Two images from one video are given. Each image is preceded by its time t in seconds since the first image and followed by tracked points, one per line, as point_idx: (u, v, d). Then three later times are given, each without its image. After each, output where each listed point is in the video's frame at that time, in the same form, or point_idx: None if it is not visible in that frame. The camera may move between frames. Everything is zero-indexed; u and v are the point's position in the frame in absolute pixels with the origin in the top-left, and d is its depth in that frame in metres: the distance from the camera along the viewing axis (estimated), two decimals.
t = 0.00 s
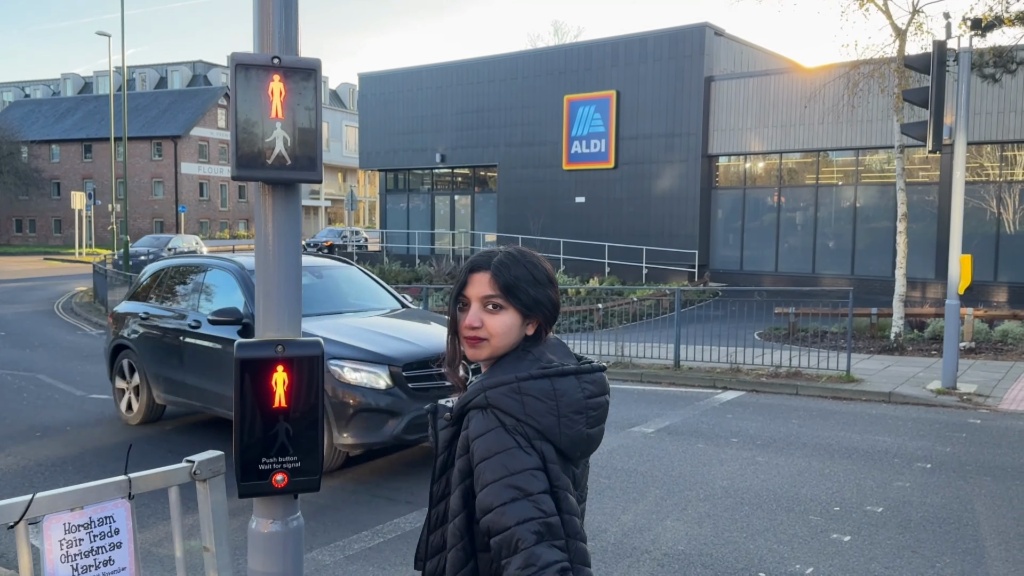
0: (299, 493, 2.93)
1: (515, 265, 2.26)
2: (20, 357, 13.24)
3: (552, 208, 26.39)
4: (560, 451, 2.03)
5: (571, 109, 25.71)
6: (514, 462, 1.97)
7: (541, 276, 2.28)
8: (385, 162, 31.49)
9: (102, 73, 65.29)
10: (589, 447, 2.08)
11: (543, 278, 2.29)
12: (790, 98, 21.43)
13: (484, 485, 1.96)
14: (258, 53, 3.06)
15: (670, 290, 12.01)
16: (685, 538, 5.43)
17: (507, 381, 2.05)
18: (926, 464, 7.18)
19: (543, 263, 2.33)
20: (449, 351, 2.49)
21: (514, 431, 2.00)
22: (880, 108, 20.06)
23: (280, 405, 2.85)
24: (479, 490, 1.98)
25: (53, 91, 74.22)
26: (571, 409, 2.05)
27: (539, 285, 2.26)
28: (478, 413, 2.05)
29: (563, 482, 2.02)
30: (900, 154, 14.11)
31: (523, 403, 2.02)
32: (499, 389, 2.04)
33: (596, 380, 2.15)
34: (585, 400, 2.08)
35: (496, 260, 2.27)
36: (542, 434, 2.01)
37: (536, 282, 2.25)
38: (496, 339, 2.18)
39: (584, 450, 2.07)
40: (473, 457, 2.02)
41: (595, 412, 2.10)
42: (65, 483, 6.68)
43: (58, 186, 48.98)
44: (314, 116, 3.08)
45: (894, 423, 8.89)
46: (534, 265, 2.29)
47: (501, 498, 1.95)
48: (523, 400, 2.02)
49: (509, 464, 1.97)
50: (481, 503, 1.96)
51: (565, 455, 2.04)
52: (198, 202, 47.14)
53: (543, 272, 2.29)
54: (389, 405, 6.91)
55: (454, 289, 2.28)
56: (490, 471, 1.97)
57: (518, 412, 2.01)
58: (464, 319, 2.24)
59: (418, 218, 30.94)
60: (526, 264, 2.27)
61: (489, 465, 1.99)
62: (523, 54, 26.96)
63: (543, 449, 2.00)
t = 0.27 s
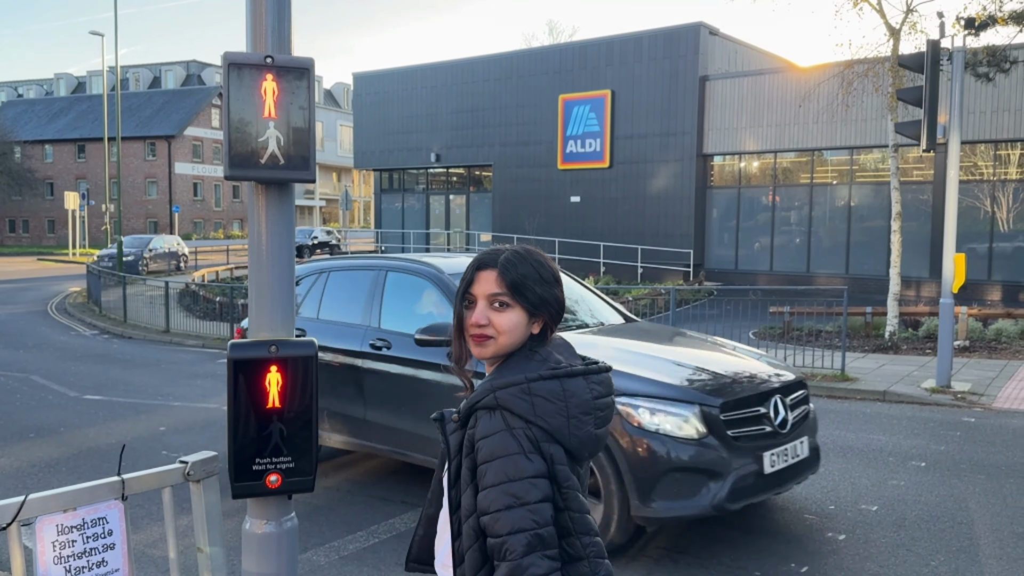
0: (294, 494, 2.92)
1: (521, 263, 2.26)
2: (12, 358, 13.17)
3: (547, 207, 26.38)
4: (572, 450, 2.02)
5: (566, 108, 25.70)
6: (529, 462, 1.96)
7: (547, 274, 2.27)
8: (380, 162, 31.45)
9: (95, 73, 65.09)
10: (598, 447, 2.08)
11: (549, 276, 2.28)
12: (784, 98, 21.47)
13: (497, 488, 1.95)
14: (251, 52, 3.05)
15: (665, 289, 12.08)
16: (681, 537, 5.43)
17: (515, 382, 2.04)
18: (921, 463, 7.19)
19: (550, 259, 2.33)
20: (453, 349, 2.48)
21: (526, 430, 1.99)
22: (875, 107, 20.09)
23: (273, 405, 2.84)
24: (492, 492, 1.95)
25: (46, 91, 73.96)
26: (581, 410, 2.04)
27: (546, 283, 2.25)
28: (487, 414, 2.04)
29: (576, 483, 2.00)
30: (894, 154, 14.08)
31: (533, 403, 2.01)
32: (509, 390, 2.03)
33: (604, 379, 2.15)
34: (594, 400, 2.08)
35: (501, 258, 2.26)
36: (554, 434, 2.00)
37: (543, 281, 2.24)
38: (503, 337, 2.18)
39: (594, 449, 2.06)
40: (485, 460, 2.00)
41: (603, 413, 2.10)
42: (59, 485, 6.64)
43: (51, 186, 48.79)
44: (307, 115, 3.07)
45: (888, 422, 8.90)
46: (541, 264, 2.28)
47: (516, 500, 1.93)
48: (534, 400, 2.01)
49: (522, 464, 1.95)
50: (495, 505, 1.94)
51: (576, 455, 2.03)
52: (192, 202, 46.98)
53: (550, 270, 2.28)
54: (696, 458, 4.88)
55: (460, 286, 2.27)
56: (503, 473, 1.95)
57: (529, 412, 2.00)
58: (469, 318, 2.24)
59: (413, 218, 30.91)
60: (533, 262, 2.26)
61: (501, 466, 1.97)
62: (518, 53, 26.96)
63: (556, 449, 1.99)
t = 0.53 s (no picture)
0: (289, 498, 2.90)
1: (522, 262, 2.24)
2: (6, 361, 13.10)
3: (543, 208, 26.37)
4: (570, 461, 2.01)
5: (562, 109, 25.71)
6: (525, 469, 1.95)
7: (549, 274, 2.25)
8: (376, 163, 31.42)
9: (91, 75, 64.99)
10: (596, 458, 2.07)
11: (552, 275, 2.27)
12: (780, 99, 21.51)
13: (489, 493, 1.93)
14: (246, 54, 3.03)
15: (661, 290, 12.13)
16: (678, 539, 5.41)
17: (521, 386, 2.02)
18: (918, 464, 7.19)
19: (550, 260, 2.31)
20: (453, 350, 2.47)
21: (524, 439, 1.97)
22: (870, 107, 20.11)
23: (267, 409, 2.82)
24: (483, 496, 1.94)
25: (41, 93, 73.83)
26: (582, 418, 2.04)
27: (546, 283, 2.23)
28: (487, 418, 2.02)
29: (570, 492, 2.00)
30: (890, 154, 14.14)
31: (535, 410, 2.00)
32: (511, 395, 2.01)
33: (606, 391, 2.14)
34: (595, 410, 2.08)
35: (500, 260, 2.24)
36: (554, 442, 1.99)
37: (543, 282, 2.23)
38: (503, 337, 2.17)
39: (591, 460, 2.06)
40: (479, 463, 1.99)
41: (603, 424, 2.10)
42: (53, 488, 6.60)
43: (46, 188, 48.64)
44: (301, 116, 3.05)
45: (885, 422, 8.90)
46: (544, 264, 2.26)
47: (507, 506, 1.92)
48: (536, 407, 2.00)
49: (518, 472, 1.95)
50: (486, 510, 1.93)
51: (573, 463, 2.02)
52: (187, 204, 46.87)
53: (552, 271, 2.26)
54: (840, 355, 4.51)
55: (460, 286, 2.26)
56: (498, 479, 1.94)
57: (530, 419, 1.98)
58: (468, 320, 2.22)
59: (409, 219, 30.86)
60: (534, 263, 2.24)
61: (495, 471, 1.96)
62: (513, 55, 26.97)
63: (553, 457, 1.99)
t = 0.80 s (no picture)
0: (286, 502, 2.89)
1: (517, 267, 2.23)
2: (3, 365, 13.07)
3: (541, 211, 26.38)
4: (561, 467, 2.01)
5: (560, 112, 25.72)
6: (515, 474, 1.95)
7: (545, 278, 2.25)
8: (373, 166, 31.41)
9: (87, 78, 64.94)
10: (588, 464, 2.07)
11: (547, 281, 2.26)
12: (776, 102, 21.53)
13: (477, 496, 1.94)
14: (243, 58, 3.03)
15: (659, 293, 12.11)
16: (675, 542, 5.41)
17: (513, 391, 2.01)
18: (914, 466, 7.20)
19: (546, 265, 2.31)
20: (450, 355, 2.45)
21: (513, 443, 1.97)
22: (868, 110, 20.13)
23: (264, 414, 2.81)
24: (473, 500, 1.94)
25: (37, 96, 73.77)
26: (573, 424, 2.03)
27: (542, 287, 2.23)
28: (479, 420, 2.01)
29: (560, 498, 2.00)
30: (886, 157, 14.13)
31: (527, 414, 1.99)
32: (503, 399, 2.00)
33: (601, 396, 2.13)
34: (588, 415, 2.07)
35: (494, 264, 2.24)
36: (546, 448, 1.98)
37: (539, 286, 2.23)
38: (496, 340, 2.16)
39: (583, 466, 2.05)
40: (470, 465, 1.98)
41: (596, 430, 2.09)
42: (50, 493, 6.58)
43: (43, 191, 48.56)
44: (299, 120, 3.05)
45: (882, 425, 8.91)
46: (539, 269, 2.26)
47: (496, 510, 1.92)
48: (527, 411, 1.99)
49: (508, 477, 1.94)
50: (475, 514, 1.93)
51: (564, 469, 2.02)
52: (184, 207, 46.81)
53: (547, 276, 2.26)
54: None
55: (457, 290, 2.26)
56: (487, 483, 1.94)
57: (521, 423, 1.97)
58: (464, 326, 2.21)
59: (407, 222, 30.85)
60: (529, 268, 2.24)
61: (485, 476, 1.96)
62: (511, 58, 26.98)
63: (542, 462, 1.98)
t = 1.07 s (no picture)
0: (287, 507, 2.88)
1: (486, 270, 2.19)
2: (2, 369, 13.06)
3: (541, 215, 26.38)
4: (545, 481, 2.00)
5: (560, 116, 25.73)
6: (498, 484, 1.95)
7: (514, 281, 2.16)
8: (373, 170, 31.43)
9: (87, 82, 65.00)
10: (575, 476, 2.05)
11: (517, 283, 2.16)
12: (776, 105, 21.56)
13: (463, 505, 1.95)
14: (244, 62, 3.03)
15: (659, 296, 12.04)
16: (676, 546, 5.40)
17: (497, 399, 2.00)
18: (916, 470, 7.19)
19: (524, 265, 2.20)
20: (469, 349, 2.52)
21: (496, 452, 1.96)
22: (867, 114, 20.13)
23: (265, 419, 2.80)
24: (457, 508, 1.95)
25: (38, 100, 73.88)
26: (559, 436, 2.01)
27: (506, 291, 2.15)
28: (464, 427, 2.01)
29: (545, 511, 1.99)
30: (886, 161, 14.07)
31: (510, 424, 1.97)
32: (487, 407, 1.99)
33: (591, 408, 2.09)
34: (575, 428, 2.04)
35: (470, 267, 2.24)
36: (529, 459, 1.97)
37: (503, 291, 2.15)
38: (463, 344, 2.19)
39: (569, 478, 2.03)
40: (455, 473, 1.99)
41: (585, 442, 2.06)
42: (50, 497, 6.57)
43: (43, 195, 48.60)
44: (299, 124, 3.05)
45: (883, 429, 8.90)
46: (509, 271, 2.18)
47: (483, 520, 1.93)
48: (511, 421, 1.97)
49: (491, 487, 1.95)
50: (459, 523, 1.94)
51: (549, 481, 2.01)
52: (184, 211, 46.81)
53: (518, 277, 2.16)
54: None
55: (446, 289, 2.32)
56: (473, 492, 1.95)
57: (503, 434, 1.96)
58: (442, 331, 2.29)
59: (406, 226, 30.85)
60: (495, 271, 2.17)
61: (469, 485, 1.96)
62: (510, 62, 27.01)
63: (525, 473, 1.97)
